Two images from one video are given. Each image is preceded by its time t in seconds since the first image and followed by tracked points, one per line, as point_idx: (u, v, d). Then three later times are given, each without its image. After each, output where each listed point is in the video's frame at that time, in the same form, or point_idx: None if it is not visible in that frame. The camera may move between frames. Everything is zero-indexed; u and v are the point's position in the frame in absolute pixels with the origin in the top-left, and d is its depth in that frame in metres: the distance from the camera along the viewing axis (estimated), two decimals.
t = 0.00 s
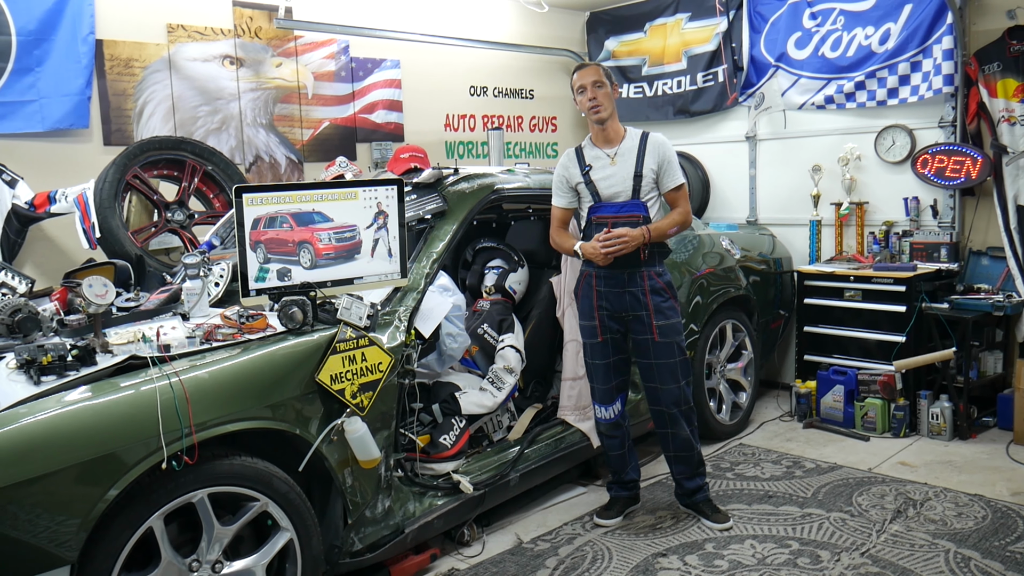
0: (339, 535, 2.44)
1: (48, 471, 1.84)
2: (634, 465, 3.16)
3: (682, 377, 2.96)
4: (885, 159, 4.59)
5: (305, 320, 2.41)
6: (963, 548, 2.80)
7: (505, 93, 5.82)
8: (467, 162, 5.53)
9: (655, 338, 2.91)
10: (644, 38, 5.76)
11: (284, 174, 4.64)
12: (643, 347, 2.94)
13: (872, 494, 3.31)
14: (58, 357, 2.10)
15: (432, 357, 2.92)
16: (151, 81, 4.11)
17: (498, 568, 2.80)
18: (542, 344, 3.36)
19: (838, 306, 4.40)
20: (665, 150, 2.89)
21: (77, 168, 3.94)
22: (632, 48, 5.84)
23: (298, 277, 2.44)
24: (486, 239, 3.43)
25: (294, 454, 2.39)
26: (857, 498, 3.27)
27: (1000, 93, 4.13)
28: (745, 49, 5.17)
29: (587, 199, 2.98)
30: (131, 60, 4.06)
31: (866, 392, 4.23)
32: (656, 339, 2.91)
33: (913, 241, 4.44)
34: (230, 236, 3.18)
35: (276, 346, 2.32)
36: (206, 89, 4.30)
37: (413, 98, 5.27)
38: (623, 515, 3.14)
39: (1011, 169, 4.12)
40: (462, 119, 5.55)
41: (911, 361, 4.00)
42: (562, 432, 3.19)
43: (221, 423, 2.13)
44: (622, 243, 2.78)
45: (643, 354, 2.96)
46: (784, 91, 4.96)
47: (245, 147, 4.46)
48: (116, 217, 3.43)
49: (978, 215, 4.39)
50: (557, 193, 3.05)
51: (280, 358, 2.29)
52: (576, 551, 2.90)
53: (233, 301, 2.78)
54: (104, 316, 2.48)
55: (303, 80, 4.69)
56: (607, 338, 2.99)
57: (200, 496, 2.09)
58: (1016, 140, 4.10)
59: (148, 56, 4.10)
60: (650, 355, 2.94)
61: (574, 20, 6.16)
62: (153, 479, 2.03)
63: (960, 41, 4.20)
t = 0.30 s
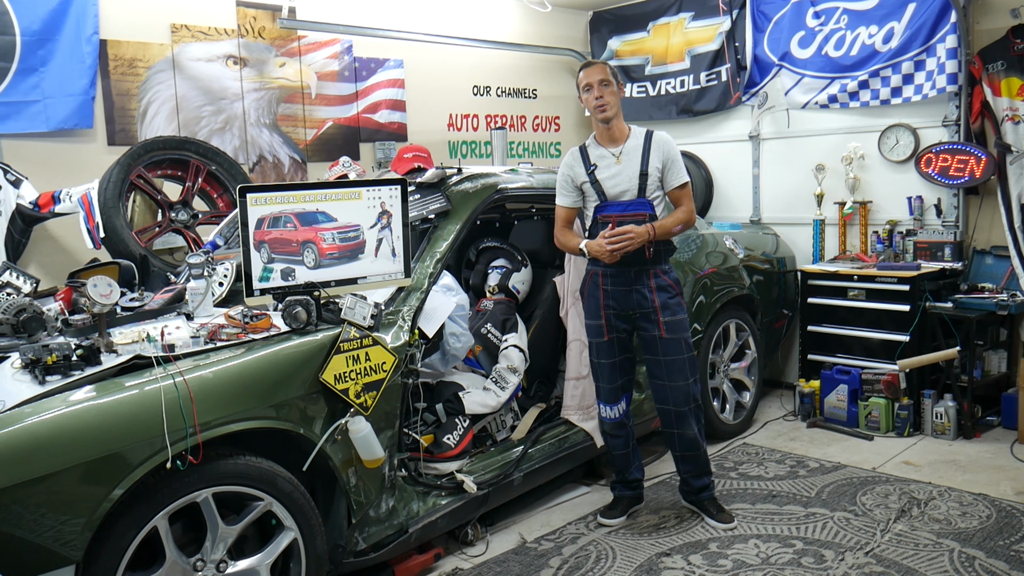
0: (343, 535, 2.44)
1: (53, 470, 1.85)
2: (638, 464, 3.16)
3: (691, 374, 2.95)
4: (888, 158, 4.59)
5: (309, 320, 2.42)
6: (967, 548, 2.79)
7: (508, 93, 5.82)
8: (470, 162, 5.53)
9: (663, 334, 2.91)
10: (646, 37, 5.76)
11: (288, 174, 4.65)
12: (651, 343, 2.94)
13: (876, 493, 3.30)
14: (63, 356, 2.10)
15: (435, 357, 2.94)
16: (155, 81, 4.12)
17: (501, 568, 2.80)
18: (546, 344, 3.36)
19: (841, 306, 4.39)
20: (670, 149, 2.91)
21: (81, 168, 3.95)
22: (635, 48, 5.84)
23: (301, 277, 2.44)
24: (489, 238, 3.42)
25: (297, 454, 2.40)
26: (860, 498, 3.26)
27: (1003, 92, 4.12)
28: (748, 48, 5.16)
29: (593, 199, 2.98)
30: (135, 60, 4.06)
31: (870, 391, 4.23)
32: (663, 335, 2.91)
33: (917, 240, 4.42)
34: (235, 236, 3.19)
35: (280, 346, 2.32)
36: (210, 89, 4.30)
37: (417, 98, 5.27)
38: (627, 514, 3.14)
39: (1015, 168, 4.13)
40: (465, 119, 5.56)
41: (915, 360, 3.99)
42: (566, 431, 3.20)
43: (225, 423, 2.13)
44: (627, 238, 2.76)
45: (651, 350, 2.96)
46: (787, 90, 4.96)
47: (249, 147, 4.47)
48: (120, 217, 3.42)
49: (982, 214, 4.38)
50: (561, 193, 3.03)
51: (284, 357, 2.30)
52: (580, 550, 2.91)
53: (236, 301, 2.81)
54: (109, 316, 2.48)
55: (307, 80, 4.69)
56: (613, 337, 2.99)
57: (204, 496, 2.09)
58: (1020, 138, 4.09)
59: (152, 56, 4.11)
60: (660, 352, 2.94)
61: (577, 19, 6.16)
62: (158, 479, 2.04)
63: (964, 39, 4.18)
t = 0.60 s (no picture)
0: (346, 538, 2.44)
1: (57, 472, 1.85)
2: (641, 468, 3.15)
3: (697, 382, 2.93)
4: (891, 161, 4.59)
5: (312, 323, 2.42)
6: (971, 552, 2.79)
7: (511, 96, 5.83)
8: (473, 165, 5.54)
9: (669, 340, 2.89)
10: (649, 41, 5.76)
11: (291, 176, 4.65)
12: (658, 350, 2.94)
13: (880, 497, 3.30)
14: (66, 359, 2.09)
15: (437, 360, 2.97)
16: (158, 84, 4.13)
17: (504, 571, 2.80)
18: (548, 347, 3.36)
19: (844, 309, 4.39)
20: (684, 153, 2.91)
21: (84, 170, 3.95)
22: (638, 51, 5.84)
23: (305, 280, 2.45)
24: (492, 242, 3.43)
25: (300, 457, 2.40)
26: (863, 502, 3.26)
27: (1007, 95, 4.11)
28: (751, 52, 5.16)
29: (605, 202, 2.97)
30: (139, 63, 4.07)
31: (873, 394, 4.22)
32: (670, 342, 2.90)
33: (920, 243, 4.41)
34: (237, 238, 3.22)
35: (283, 349, 2.32)
36: (213, 92, 4.31)
37: (419, 101, 5.27)
38: (629, 518, 3.14)
39: (1018, 171, 4.13)
40: (468, 122, 5.56)
41: (918, 364, 3.97)
42: (569, 435, 3.20)
43: (228, 426, 2.13)
44: (644, 247, 2.76)
45: (658, 356, 2.95)
46: (790, 93, 4.95)
47: (252, 150, 4.47)
48: (124, 220, 3.43)
49: (985, 217, 4.37)
50: (572, 195, 3.02)
51: (287, 360, 2.30)
52: (582, 554, 2.90)
53: (239, 304, 2.82)
54: (112, 319, 2.48)
55: (310, 83, 4.70)
56: (620, 341, 2.98)
57: (207, 498, 2.09)
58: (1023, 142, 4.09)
59: (155, 60, 4.12)
60: (666, 360, 2.93)
61: (580, 22, 6.16)
62: (160, 481, 2.04)
63: (967, 43, 4.18)
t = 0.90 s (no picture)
0: (347, 534, 2.44)
1: (57, 470, 1.85)
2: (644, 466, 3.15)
3: (711, 383, 2.93)
4: (893, 158, 4.58)
5: (313, 319, 2.42)
6: (972, 549, 2.79)
7: (512, 93, 5.82)
8: (473, 162, 5.54)
9: (688, 340, 2.90)
10: (650, 38, 5.76)
11: (291, 173, 4.64)
12: (675, 348, 2.94)
13: (881, 494, 3.29)
14: (67, 357, 2.10)
15: (438, 356, 2.94)
16: (159, 81, 4.13)
17: (505, 567, 2.80)
18: (550, 344, 3.36)
19: (845, 306, 4.38)
20: (712, 150, 2.86)
21: (85, 168, 3.95)
22: (640, 48, 5.83)
23: (305, 277, 2.44)
24: (492, 238, 3.42)
25: (301, 454, 2.40)
26: (865, 498, 3.26)
27: (1009, 92, 4.10)
28: (753, 48, 5.16)
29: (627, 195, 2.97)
30: (139, 60, 4.07)
31: (874, 391, 4.24)
32: (688, 341, 2.90)
33: (921, 241, 4.40)
34: (238, 235, 3.22)
35: (284, 345, 2.32)
36: (214, 89, 4.31)
37: (420, 98, 5.27)
38: (630, 514, 3.14)
39: (1020, 169, 4.13)
40: (469, 119, 5.56)
41: (919, 361, 3.98)
42: (569, 432, 3.18)
43: (230, 422, 2.13)
44: (664, 242, 2.76)
45: (675, 355, 2.95)
46: (792, 90, 4.95)
47: (253, 147, 4.47)
48: (124, 217, 3.42)
49: (987, 214, 4.37)
50: (595, 186, 3.03)
51: (289, 357, 2.30)
52: (583, 550, 2.90)
53: (239, 301, 2.80)
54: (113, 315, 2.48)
55: (310, 80, 4.69)
56: (636, 339, 2.98)
57: (208, 495, 2.09)
58: None
59: (155, 56, 4.11)
60: (686, 358, 2.92)
61: (581, 19, 6.16)
62: (161, 479, 2.04)
63: (969, 40, 4.17)
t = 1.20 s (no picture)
0: (347, 534, 2.44)
1: (57, 470, 1.85)
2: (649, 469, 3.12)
3: (714, 385, 2.93)
4: (892, 156, 4.58)
5: (312, 319, 2.41)
6: (972, 546, 2.79)
7: (511, 91, 5.82)
8: (473, 161, 5.53)
9: (704, 343, 2.88)
10: (649, 36, 5.75)
11: (291, 173, 4.64)
12: (691, 349, 2.93)
13: (881, 492, 3.30)
14: (66, 356, 2.09)
15: (438, 355, 2.95)
16: (158, 80, 4.12)
17: (505, 567, 2.80)
18: (549, 342, 3.36)
19: (845, 305, 4.38)
20: (741, 151, 2.82)
21: (84, 167, 3.95)
22: (639, 46, 5.82)
23: (304, 276, 2.44)
24: (491, 237, 3.43)
25: (300, 453, 2.40)
26: (865, 496, 3.26)
27: (1008, 89, 4.09)
28: (752, 46, 5.16)
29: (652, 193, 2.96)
30: (138, 59, 4.06)
31: (873, 389, 4.23)
32: (704, 343, 2.88)
33: (920, 238, 4.41)
34: (237, 235, 3.22)
35: (284, 345, 2.32)
36: (213, 88, 4.30)
37: (419, 96, 5.27)
38: (630, 513, 3.14)
39: (1019, 166, 4.12)
40: (468, 118, 5.55)
41: (917, 359, 3.97)
42: (568, 431, 3.18)
43: (229, 422, 2.13)
44: (686, 239, 2.72)
45: (691, 356, 2.95)
46: (790, 88, 4.95)
47: (251, 146, 4.46)
48: (123, 216, 3.42)
49: (986, 212, 4.37)
50: (621, 181, 3.02)
51: (288, 357, 2.30)
52: (583, 549, 2.90)
53: (239, 300, 2.78)
54: (113, 315, 2.48)
55: (309, 79, 4.69)
56: (652, 341, 2.96)
57: (208, 495, 2.09)
58: None
59: (154, 56, 4.11)
60: (700, 360, 2.92)
61: (580, 17, 6.15)
62: (161, 479, 2.04)
63: (967, 37, 4.17)
